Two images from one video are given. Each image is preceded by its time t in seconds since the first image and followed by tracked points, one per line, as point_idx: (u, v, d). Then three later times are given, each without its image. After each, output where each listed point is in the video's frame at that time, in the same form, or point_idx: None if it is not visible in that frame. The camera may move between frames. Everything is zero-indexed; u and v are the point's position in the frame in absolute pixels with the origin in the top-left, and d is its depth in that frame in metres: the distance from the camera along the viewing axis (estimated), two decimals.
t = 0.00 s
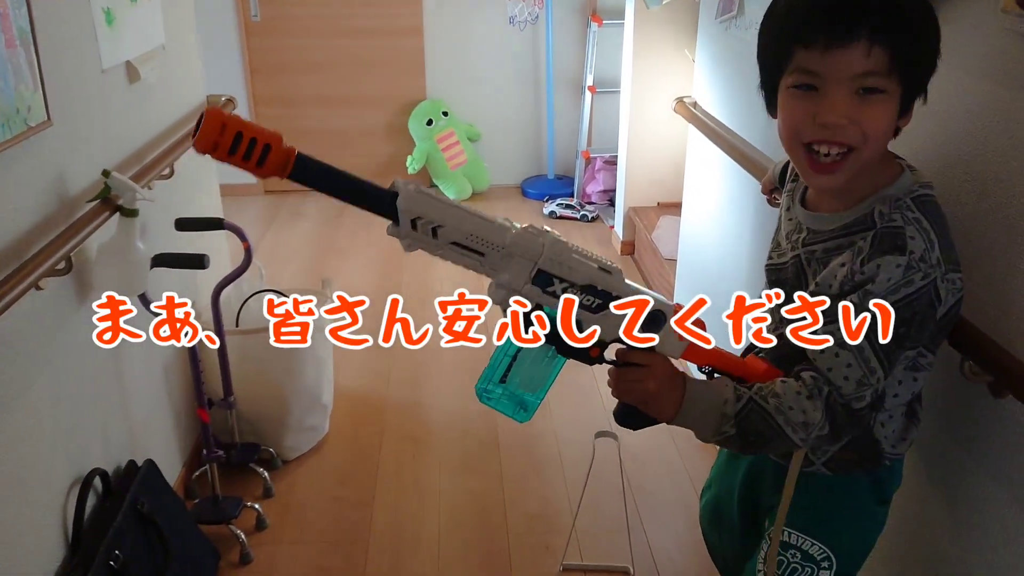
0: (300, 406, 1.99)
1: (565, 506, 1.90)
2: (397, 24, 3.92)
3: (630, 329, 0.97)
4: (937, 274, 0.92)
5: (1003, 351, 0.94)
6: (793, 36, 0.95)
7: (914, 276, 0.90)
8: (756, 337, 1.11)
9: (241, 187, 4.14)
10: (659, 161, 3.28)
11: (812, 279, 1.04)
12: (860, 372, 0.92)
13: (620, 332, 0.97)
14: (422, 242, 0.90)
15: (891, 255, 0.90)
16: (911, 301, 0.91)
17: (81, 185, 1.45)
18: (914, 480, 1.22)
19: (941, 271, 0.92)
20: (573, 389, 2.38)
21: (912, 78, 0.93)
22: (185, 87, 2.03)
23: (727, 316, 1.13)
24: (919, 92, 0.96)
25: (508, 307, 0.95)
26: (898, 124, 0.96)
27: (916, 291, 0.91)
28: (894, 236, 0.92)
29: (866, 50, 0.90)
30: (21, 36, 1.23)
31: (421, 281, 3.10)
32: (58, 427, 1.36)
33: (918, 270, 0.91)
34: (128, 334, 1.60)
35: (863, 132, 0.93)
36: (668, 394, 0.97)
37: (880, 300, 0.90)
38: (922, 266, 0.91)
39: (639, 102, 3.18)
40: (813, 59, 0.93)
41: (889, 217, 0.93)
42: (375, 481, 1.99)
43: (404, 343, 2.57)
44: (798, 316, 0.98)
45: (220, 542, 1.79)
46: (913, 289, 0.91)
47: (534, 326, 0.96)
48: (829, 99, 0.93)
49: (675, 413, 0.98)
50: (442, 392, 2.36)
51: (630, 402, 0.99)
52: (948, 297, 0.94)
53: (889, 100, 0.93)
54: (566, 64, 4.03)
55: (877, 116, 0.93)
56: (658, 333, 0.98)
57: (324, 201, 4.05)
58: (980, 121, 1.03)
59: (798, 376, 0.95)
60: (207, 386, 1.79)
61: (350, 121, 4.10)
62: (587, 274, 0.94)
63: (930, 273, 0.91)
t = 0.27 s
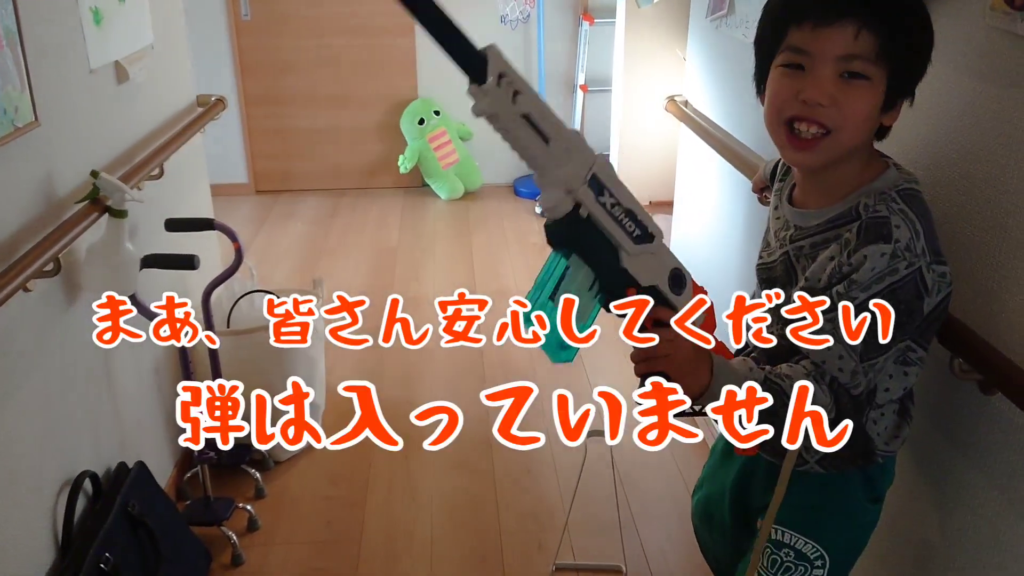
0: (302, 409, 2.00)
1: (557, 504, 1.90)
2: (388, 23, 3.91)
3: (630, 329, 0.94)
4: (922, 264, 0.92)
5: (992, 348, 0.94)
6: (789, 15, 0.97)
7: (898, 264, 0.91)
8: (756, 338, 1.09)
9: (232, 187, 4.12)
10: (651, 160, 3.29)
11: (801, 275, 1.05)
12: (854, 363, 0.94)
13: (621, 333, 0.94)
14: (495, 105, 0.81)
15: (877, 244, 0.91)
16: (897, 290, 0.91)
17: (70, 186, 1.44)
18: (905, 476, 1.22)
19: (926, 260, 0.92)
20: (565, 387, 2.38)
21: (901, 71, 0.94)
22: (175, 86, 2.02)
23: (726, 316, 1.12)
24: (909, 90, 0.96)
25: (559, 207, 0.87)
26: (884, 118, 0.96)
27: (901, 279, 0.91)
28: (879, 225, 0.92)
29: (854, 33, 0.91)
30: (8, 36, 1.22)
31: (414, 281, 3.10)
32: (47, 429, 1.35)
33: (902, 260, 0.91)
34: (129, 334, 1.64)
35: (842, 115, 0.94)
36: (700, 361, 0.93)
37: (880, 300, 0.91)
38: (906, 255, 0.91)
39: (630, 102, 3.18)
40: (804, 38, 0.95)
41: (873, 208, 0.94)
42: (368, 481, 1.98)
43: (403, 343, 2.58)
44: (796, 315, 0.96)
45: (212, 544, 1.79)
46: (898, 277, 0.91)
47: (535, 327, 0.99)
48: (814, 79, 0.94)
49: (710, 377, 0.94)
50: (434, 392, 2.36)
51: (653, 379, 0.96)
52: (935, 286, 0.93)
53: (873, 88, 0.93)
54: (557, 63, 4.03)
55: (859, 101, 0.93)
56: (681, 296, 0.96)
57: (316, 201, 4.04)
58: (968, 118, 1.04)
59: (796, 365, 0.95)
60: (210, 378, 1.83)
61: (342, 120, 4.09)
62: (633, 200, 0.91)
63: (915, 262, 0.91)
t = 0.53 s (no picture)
0: (302, 409, 2.01)
1: (550, 500, 1.90)
2: (379, 18, 3.90)
3: (630, 329, 0.95)
4: (910, 258, 0.92)
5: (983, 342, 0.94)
6: (779, 10, 0.97)
7: (886, 259, 0.91)
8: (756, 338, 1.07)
9: (223, 183, 4.10)
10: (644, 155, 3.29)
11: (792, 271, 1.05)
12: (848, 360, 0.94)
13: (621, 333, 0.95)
14: (533, 80, 0.76)
15: (865, 240, 0.90)
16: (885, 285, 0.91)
17: (57, 183, 1.43)
18: (896, 470, 1.22)
19: (914, 255, 0.92)
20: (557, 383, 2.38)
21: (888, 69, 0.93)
22: (165, 82, 2.00)
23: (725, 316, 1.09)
24: (896, 88, 0.96)
25: (585, 195, 0.84)
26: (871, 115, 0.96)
27: (889, 274, 0.91)
28: (866, 220, 0.92)
29: (843, 27, 0.91)
30: None
31: (406, 277, 3.09)
32: (37, 428, 1.34)
33: (890, 254, 0.91)
34: (129, 334, 1.67)
35: (827, 110, 0.93)
36: (701, 363, 0.93)
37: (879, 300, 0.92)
38: (894, 249, 0.91)
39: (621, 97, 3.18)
40: (793, 32, 0.94)
41: (861, 203, 0.94)
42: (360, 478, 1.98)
43: (402, 343, 2.57)
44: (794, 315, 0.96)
45: (204, 541, 1.78)
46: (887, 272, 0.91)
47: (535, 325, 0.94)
48: (801, 74, 0.94)
49: (710, 379, 0.93)
50: (426, 388, 2.35)
51: (653, 378, 0.94)
52: (923, 282, 0.93)
53: (860, 84, 0.93)
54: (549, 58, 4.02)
55: (844, 96, 0.93)
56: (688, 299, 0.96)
57: (308, 197, 4.02)
58: (958, 112, 1.04)
59: (792, 363, 0.96)
60: (210, 379, 1.83)
61: (334, 116, 4.07)
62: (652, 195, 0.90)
63: (903, 257, 0.91)
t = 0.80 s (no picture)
0: (302, 409, 2.02)
1: (545, 502, 1.91)
2: (372, 22, 3.90)
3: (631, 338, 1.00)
4: (899, 262, 0.92)
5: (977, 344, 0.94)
6: (756, 32, 0.96)
7: (875, 263, 0.91)
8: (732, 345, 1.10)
9: (216, 187, 4.10)
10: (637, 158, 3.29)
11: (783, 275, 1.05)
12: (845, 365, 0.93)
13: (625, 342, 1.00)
14: (557, 94, 0.78)
15: (853, 244, 0.91)
16: (875, 289, 0.91)
17: (50, 188, 1.43)
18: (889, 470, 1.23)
19: (903, 258, 0.92)
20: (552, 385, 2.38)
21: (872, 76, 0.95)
22: (156, 86, 2.00)
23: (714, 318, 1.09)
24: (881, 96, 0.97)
25: (595, 211, 0.87)
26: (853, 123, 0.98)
27: (878, 278, 0.91)
28: (854, 224, 0.92)
29: (823, 52, 0.91)
30: None
31: (400, 280, 3.09)
32: (30, 433, 1.34)
33: (878, 258, 0.91)
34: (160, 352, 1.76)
35: (812, 132, 0.95)
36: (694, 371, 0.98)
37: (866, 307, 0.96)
38: (882, 253, 0.91)
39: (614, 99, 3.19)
40: (773, 56, 0.95)
41: (849, 207, 0.94)
42: (355, 481, 1.98)
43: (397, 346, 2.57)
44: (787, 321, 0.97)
45: (199, 546, 1.78)
46: (876, 276, 0.91)
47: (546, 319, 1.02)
48: (784, 97, 0.95)
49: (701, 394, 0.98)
50: (421, 391, 2.35)
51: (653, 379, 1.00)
52: (915, 285, 0.93)
53: (842, 98, 0.94)
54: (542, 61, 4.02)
55: (825, 116, 0.95)
56: (685, 308, 0.99)
57: (302, 201, 4.02)
58: (946, 113, 1.04)
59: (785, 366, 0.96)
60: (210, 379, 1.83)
61: (327, 119, 4.07)
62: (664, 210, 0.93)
63: (892, 260, 0.91)
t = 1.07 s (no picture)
0: (302, 409, 2.02)
1: (542, 507, 1.90)
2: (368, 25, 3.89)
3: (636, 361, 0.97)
4: (894, 252, 0.91)
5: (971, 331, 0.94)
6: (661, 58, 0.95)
7: (870, 258, 0.90)
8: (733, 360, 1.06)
9: (212, 190, 4.08)
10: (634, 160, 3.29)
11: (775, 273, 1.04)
12: (858, 360, 0.93)
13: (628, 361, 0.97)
14: (491, 148, 0.78)
15: (845, 240, 0.90)
16: (873, 284, 0.90)
17: (42, 193, 1.42)
18: (887, 476, 1.22)
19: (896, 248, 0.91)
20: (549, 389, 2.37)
21: (824, 94, 0.91)
22: (149, 90, 1.99)
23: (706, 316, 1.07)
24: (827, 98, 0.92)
25: (561, 249, 0.84)
26: (807, 138, 0.95)
27: (875, 272, 0.90)
28: (844, 221, 0.92)
29: (705, 78, 0.89)
30: None
31: (396, 283, 3.08)
32: (22, 441, 1.33)
33: (873, 252, 0.90)
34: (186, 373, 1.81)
35: (719, 153, 0.93)
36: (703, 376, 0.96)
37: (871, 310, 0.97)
38: (875, 246, 0.90)
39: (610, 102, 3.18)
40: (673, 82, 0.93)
41: (836, 204, 0.94)
42: (351, 487, 1.97)
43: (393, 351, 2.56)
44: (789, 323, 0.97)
45: (193, 553, 1.77)
46: (873, 271, 0.90)
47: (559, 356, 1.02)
48: (689, 121, 0.93)
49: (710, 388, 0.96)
50: (417, 395, 2.34)
51: (653, 380, 0.97)
52: (909, 271, 0.92)
53: (790, 119, 0.91)
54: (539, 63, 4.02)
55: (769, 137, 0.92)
56: (683, 318, 0.97)
57: (298, 204, 4.01)
58: (944, 115, 1.03)
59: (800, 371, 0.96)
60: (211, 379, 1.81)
61: (323, 123, 4.06)
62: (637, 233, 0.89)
63: (886, 252, 0.91)
